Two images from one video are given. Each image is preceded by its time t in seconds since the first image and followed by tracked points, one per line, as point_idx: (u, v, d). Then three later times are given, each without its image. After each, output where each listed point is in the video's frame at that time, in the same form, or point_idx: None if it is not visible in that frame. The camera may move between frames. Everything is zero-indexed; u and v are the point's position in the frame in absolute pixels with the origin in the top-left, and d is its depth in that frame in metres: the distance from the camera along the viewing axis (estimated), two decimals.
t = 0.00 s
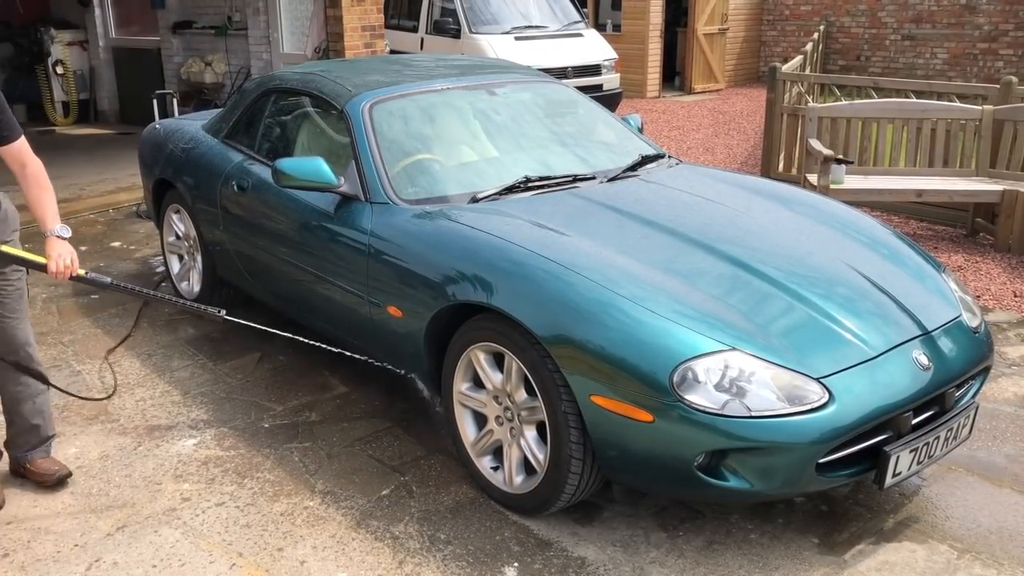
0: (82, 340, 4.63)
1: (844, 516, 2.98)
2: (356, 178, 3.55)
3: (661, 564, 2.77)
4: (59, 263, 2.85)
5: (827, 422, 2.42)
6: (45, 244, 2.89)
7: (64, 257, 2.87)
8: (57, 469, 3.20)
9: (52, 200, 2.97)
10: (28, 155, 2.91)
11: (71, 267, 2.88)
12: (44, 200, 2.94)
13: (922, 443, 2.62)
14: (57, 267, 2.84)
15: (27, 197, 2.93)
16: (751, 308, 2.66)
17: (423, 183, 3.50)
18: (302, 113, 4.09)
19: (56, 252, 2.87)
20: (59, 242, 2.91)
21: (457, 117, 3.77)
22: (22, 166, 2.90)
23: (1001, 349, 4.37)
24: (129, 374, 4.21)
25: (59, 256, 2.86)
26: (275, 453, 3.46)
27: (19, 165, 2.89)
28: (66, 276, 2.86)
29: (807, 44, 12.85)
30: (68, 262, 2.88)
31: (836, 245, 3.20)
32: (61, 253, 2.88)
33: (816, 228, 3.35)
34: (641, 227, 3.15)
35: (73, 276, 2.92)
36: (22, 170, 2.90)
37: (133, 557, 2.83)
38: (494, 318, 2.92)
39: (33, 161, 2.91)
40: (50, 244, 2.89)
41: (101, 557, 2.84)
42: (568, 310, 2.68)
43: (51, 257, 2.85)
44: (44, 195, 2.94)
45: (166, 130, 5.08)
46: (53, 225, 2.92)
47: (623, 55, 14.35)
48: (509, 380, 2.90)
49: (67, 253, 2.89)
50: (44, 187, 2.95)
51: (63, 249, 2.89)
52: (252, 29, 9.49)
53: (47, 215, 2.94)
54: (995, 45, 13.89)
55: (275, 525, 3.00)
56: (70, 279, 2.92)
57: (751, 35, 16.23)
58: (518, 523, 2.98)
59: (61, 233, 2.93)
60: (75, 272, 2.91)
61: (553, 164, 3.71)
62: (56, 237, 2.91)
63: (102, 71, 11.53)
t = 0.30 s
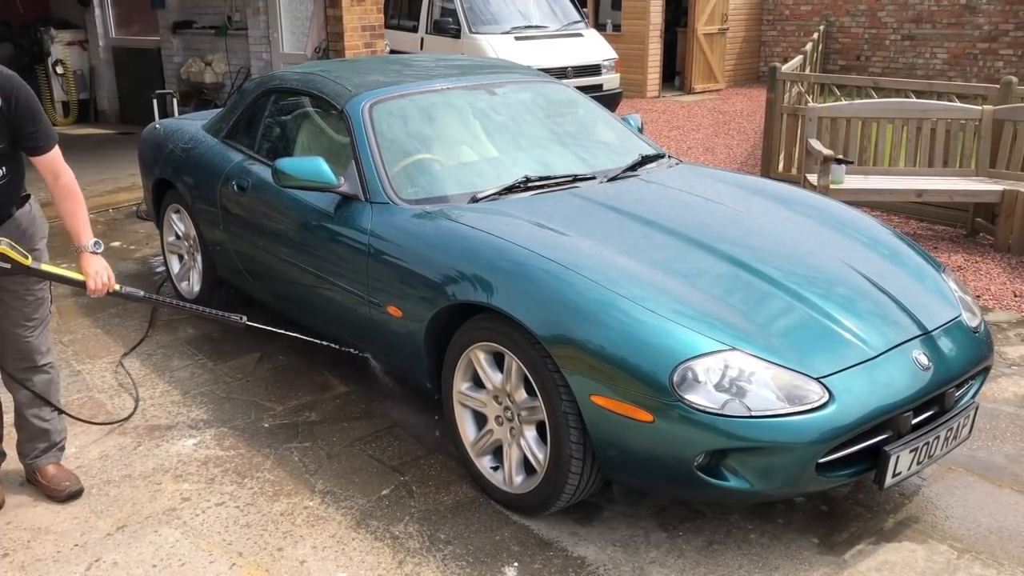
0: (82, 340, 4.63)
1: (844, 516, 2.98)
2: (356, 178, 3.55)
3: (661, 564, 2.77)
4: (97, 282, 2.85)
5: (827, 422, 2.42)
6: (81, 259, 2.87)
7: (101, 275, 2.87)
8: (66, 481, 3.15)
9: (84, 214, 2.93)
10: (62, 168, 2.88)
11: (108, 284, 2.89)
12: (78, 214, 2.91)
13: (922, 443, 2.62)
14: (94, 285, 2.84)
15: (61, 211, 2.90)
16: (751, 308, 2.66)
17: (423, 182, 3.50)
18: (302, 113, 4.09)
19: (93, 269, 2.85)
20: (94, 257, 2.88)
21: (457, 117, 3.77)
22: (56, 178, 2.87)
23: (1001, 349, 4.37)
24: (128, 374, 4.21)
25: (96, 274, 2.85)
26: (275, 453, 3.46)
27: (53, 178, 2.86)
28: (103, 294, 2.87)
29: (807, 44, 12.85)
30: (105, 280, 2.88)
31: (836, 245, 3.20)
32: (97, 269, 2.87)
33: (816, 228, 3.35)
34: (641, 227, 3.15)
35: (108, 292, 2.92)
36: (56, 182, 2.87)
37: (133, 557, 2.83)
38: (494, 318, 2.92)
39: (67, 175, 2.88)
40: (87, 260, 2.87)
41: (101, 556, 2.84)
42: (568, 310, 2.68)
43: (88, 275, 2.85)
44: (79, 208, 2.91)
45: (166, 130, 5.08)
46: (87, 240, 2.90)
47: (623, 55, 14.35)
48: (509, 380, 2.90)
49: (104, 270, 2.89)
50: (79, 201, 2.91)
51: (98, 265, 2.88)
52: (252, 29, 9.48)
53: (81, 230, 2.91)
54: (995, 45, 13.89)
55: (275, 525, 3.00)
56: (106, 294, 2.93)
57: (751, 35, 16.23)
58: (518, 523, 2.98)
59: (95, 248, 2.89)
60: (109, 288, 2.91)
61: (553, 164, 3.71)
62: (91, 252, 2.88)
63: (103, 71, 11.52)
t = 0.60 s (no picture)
0: (82, 340, 4.63)
1: (844, 515, 2.99)
2: (356, 178, 3.55)
3: (661, 564, 2.77)
4: (97, 278, 2.80)
5: (827, 422, 2.42)
6: (83, 256, 2.84)
7: (101, 272, 2.82)
8: (66, 481, 3.15)
9: (87, 213, 2.94)
10: (64, 165, 2.89)
11: (108, 282, 2.83)
12: (79, 211, 2.91)
13: (922, 443, 2.62)
14: (94, 281, 2.79)
15: (63, 208, 2.90)
16: (751, 308, 2.66)
17: (423, 182, 3.50)
18: (302, 113, 4.10)
19: (94, 266, 2.82)
20: (96, 254, 2.86)
21: (457, 117, 3.77)
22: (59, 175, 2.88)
23: (1001, 349, 4.37)
24: (128, 374, 4.21)
25: (97, 270, 2.81)
26: (275, 453, 3.46)
27: (56, 174, 2.87)
28: (103, 292, 2.81)
29: (807, 44, 12.85)
30: (106, 277, 2.83)
31: (836, 245, 3.20)
32: (98, 266, 2.83)
33: (816, 228, 3.36)
34: (641, 227, 3.15)
35: (109, 292, 2.87)
36: (58, 179, 2.88)
37: (133, 557, 2.83)
38: (494, 318, 2.93)
39: (69, 172, 2.89)
40: (88, 256, 2.84)
41: (101, 557, 2.84)
42: (568, 310, 2.68)
43: (89, 271, 2.80)
44: (79, 206, 2.92)
45: (166, 130, 5.08)
46: (89, 237, 2.88)
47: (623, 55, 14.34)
48: (509, 380, 2.90)
49: (105, 268, 2.85)
50: (81, 199, 2.93)
51: (99, 263, 2.84)
52: (252, 29, 9.49)
53: (83, 228, 2.90)
54: (995, 45, 13.90)
55: (275, 525, 3.00)
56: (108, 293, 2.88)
57: (751, 35, 16.23)
58: (517, 523, 2.98)
59: (97, 246, 2.87)
60: (111, 287, 2.86)
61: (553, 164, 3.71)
62: (91, 249, 2.85)
63: (103, 71, 11.52)
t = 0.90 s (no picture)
0: (82, 340, 4.63)
1: (844, 515, 2.98)
2: (356, 178, 3.55)
3: (661, 564, 2.77)
4: (114, 271, 2.77)
5: (826, 422, 2.42)
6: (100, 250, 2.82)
7: (118, 264, 2.79)
8: (66, 481, 3.15)
9: (104, 207, 2.92)
10: (79, 160, 2.88)
11: (126, 274, 2.80)
12: (95, 206, 2.89)
13: (922, 443, 2.62)
14: (110, 274, 2.76)
15: (81, 204, 2.89)
16: (751, 308, 2.66)
17: (423, 182, 3.50)
18: (302, 113, 4.09)
19: (111, 258, 2.79)
20: (114, 247, 2.83)
21: (457, 117, 3.77)
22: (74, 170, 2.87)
23: (1001, 349, 4.37)
24: (129, 374, 4.21)
25: (113, 263, 2.78)
26: (275, 453, 3.46)
27: (71, 170, 2.86)
28: (120, 284, 2.77)
29: (807, 43, 12.84)
30: (123, 269, 2.79)
31: (836, 245, 3.20)
32: (116, 259, 2.80)
33: (816, 228, 3.35)
34: (641, 227, 3.15)
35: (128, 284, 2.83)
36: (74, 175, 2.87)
37: (133, 557, 2.83)
38: (494, 318, 2.93)
39: (84, 167, 2.88)
40: (105, 250, 2.81)
41: (101, 556, 2.84)
42: (568, 310, 2.68)
43: (105, 264, 2.77)
44: (96, 200, 2.90)
45: (166, 130, 5.08)
46: (106, 230, 2.85)
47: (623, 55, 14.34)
48: (509, 380, 2.90)
49: (122, 259, 2.81)
50: (99, 194, 2.91)
51: (117, 256, 2.81)
52: (252, 29, 9.48)
53: (100, 221, 2.88)
54: (995, 45, 13.90)
55: (275, 525, 3.00)
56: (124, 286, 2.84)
57: (751, 35, 16.23)
58: (517, 523, 2.98)
59: (115, 238, 2.83)
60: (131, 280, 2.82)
61: (554, 164, 3.71)
62: (109, 242, 2.82)
63: (103, 71, 11.51)
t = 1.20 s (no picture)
0: (82, 340, 4.63)
1: (844, 515, 2.98)
2: (356, 178, 3.55)
3: (661, 564, 2.77)
4: (110, 256, 2.76)
5: (827, 422, 2.42)
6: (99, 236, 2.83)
7: (115, 251, 2.78)
8: (66, 481, 3.15)
9: (108, 197, 2.94)
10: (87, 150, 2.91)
11: (122, 262, 2.79)
12: (100, 195, 2.92)
13: (922, 443, 2.62)
14: (106, 260, 2.75)
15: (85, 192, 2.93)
16: (751, 308, 2.66)
17: (423, 182, 3.50)
18: (302, 113, 4.09)
19: (108, 244, 2.79)
20: (112, 235, 2.84)
21: (457, 117, 3.77)
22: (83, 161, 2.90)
23: (1001, 349, 4.37)
24: (129, 375, 4.21)
25: (110, 249, 2.78)
26: (274, 453, 3.46)
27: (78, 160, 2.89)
28: (113, 271, 2.77)
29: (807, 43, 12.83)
30: (119, 256, 2.79)
31: (836, 245, 3.20)
32: (113, 246, 2.80)
33: (816, 228, 3.35)
34: (641, 227, 3.15)
35: (122, 273, 2.82)
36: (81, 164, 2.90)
37: (133, 557, 2.83)
38: (494, 318, 2.93)
39: (92, 157, 2.91)
40: (104, 236, 2.82)
41: (101, 556, 2.84)
42: (568, 310, 2.68)
43: (102, 250, 2.77)
44: (101, 190, 2.93)
45: (166, 130, 5.08)
46: (108, 219, 2.87)
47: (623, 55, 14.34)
48: (509, 380, 2.90)
49: (120, 247, 2.81)
50: (105, 183, 2.94)
51: (113, 243, 2.81)
52: (252, 29, 9.48)
53: (103, 209, 2.91)
54: (995, 45, 13.89)
55: (274, 525, 3.00)
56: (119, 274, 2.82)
57: (751, 35, 16.23)
58: (517, 523, 2.98)
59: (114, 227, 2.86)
60: (126, 267, 2.81)
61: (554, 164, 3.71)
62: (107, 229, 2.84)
63: (103, 71, 11.50)
